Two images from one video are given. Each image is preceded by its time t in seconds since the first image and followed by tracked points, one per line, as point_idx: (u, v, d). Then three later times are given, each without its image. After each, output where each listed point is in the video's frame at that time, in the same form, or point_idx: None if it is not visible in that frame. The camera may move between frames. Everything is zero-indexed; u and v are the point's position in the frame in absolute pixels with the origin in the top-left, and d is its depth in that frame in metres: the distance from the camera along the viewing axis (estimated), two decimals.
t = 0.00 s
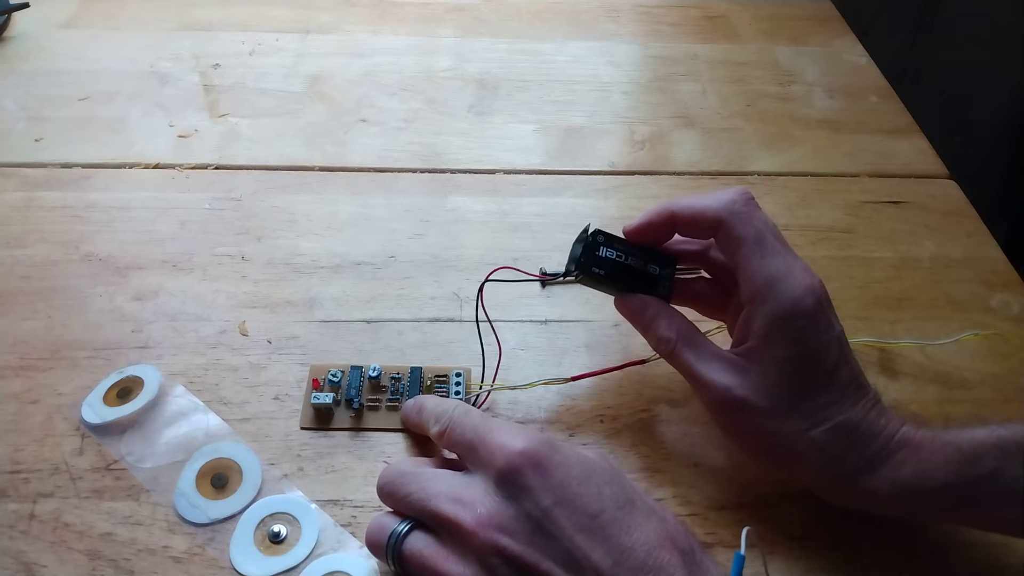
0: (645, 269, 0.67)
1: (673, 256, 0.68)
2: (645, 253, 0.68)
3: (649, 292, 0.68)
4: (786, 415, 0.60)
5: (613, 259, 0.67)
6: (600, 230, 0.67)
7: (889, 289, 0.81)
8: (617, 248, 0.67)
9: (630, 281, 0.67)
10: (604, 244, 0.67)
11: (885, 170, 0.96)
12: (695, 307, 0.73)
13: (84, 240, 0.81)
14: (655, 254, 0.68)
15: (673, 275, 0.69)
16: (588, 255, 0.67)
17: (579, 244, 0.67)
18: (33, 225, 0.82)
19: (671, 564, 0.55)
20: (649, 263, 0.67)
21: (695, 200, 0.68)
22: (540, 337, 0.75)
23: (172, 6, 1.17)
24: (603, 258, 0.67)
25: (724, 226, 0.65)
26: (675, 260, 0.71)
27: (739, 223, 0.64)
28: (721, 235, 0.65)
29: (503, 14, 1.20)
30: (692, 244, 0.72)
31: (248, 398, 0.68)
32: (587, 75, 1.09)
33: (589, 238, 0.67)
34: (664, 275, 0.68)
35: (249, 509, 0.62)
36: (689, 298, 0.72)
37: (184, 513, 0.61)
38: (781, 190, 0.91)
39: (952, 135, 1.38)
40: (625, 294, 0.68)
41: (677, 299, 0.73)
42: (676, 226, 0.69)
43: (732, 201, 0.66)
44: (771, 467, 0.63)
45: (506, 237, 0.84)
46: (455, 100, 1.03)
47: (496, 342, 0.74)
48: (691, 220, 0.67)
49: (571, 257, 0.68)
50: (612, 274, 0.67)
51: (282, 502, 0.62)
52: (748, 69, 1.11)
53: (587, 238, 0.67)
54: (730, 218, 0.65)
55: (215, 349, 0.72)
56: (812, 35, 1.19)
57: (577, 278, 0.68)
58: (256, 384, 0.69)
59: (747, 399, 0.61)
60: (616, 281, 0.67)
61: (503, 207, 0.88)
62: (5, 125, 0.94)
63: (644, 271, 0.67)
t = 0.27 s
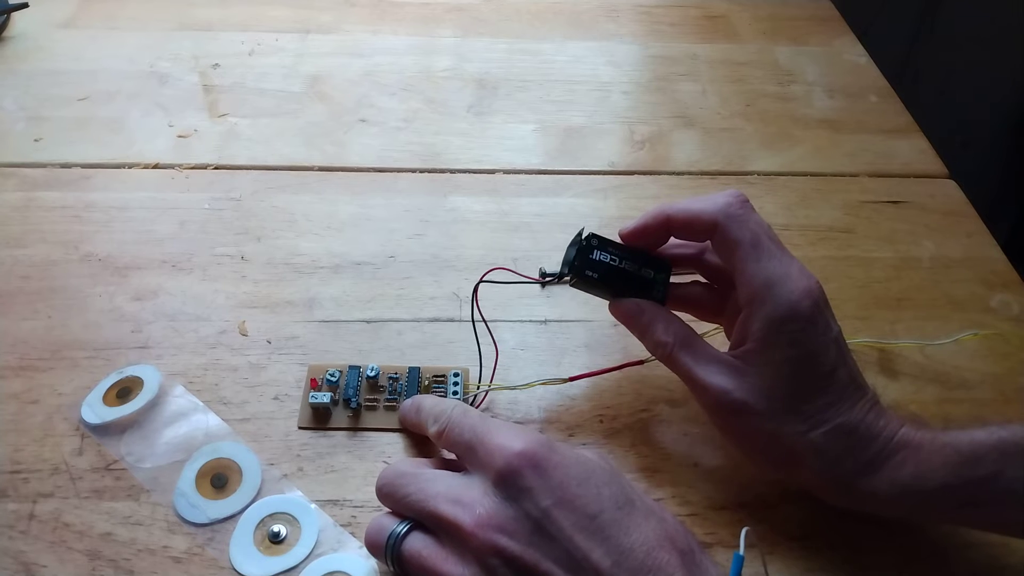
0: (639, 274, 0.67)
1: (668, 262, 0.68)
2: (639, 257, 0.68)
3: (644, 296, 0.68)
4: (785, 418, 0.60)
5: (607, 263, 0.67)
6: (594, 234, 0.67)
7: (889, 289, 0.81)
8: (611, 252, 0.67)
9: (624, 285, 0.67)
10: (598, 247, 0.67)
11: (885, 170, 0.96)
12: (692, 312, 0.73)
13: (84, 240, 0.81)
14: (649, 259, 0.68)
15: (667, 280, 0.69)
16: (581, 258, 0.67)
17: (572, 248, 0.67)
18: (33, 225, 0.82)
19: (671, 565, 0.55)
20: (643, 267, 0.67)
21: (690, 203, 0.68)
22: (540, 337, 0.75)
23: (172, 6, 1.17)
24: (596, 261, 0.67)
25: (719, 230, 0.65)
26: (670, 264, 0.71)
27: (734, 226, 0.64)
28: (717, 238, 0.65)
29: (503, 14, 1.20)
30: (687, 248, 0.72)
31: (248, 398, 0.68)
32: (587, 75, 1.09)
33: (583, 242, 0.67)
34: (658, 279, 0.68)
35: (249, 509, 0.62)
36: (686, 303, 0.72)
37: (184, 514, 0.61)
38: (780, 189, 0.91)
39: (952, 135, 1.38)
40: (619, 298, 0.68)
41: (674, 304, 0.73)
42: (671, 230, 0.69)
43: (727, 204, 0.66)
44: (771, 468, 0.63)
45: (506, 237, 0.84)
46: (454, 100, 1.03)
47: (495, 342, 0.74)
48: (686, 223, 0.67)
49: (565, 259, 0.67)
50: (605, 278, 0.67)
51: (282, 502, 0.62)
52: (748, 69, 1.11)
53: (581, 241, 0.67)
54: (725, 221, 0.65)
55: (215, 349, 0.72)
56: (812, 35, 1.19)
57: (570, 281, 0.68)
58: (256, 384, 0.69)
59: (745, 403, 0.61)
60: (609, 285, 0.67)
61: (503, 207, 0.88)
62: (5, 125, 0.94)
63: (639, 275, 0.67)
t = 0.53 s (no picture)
0: (634, 280, 0.67)
1: (663, 268, 0.68)
2: (633, 263, 0.68)
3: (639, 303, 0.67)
4: (784, 421, 0.60)
5: (602, 270, 0.66)
6: (589, 241, 0.67)
7: (889, 289, 0.81)
8: (606, 258, 0.67)
9: (618, 292, 0.67)
10: (593, 254, 0.67)
11: (885, 170, 0.96)
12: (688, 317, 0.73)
13: (84, 241, 0.81)
14: (644, 265, 0.68)
15: (662, 287, 0.68)
16: (576, 265, 0.66)
17: (567, 255, 0.67)
18: (33, 225, 0.82)
19: (670, 565, 0.55)
20: (638, 274, 0.67)
21: (684, 208, 0.68)
22: (540, 337, 0.75)
23: (172, 6, 1.17)
24: (591, 268, 0.66)
25: (714, 235, 0.65)
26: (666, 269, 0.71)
27: (729, 231, 0.64)
28: (712, 243, 0.65)
29: (503, 14, 1.20)
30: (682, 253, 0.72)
31: (248, 398, 0.68)
32: (587, 75, 1.09)
33: (578, 249, 0.67)
34: (653, 286, 0.68)
35: (249, 509, 0.62)
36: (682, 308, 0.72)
37: (184, 514, 0.61)
38: (780, 190, 0.91)
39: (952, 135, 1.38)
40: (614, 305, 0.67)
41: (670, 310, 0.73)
42: (666, 235, 0.69)
43: (722, 209, 0.66)
44: (770, 470, 0.63)
45: (506, 237, 0.84)
46: (455, 100, 1.03)
47: (495, 342, 0.74)
48: (681, 229, 0.67)
49: (559, 266, 0.67)
50: (599, 285, 0.66)
51: (282, 502, 0.62)
52: (748, 70, 1.11)
53: (575, 248, 0.67)
54: (720, 226, 0.65)
55: (215, 349, 0.72)
56: (812, 35, 1.19)
57: (565, 289, 0.68)
58: (256, 384, 0.69)
59: (743, 407, 0.61)
60: (604, 292, 0.67)
61: (503, 207, 0.88)
62: (5, 125, 0.94)
63: (633, 282, 0.67)
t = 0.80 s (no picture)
0: (633, 282, 0.67)
1: (663, 268, 0.68)
2: (632, 265, 0.67)
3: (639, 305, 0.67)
4: (783, 422, 0.60)
5: (600, 274, 0.66)
6: (587, 245, 0.67)
7: (889, 289, 0.81)
8: (604, 262, 0.67)
9: (617, 295, 0.67)
10: (591, 258, 0.67)
11: (885, 170, 0.96)
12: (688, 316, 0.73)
13: (84, 240, 0.81)
14: (644, 266, 0.68)
15: (662, 287, 0.68)
16: (574, 270, 0.67)
17: (565, 260, 0.67)
18: (33, 225, 0.82)
19: (670, 564, 0.55)
20: (637, 275, 0.67)
21: (683, 209, 0.68)
22: (540, 337, 0.75)
23: (172, 6, 1.17)
24: (589, 272, 0.66)
25: (714, 236, 0.65)
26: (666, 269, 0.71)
27: (728, 231, 0.64)
28: (712, 243, 0.65)
29: (503, 14, 1.20)
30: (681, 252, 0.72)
31: (248, 398, 0.68)
32: (587, 75, 1.09)
33: (576, 253, 0.67)
34: (653, 287, 0.67)
35: (250, 509, 0.62)
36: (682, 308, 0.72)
37: (184, 513, 0.61)
38: (781, 189, 0.91)
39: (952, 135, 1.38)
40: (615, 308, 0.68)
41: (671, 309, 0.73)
42: (665, 236, 0.69)
43: (721, 209, 0.66)
44: (770, 470, 0.63)
45: (506, 237, 0.84)
46: (455, 100, 1.03)
47: (495, 342, 0.74)
48: (680, 229, 0.67)
49: (558, 271, 0.67)
50: (598, 289, 0.67)
51: (282, 502, 0.62)
52: (748, 70, 1.11)
53: (573, 253, 0.67)
54: (719, 227, 0.65)
55: (215, 349, 0.72)
56: (812, 35, 1.19)
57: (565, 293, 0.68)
58: (256, 384, 0.69)
59: (743, 408, 0.61)
60: (603, 296, 0.67)
61: (503, 207, 0.88)
62: (5, 125, 0.94)
63: (633, 284, 0.67)
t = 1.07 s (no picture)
0: (632, 284, 0.67)
1: (663, 268, 0.68)
2: (631, 267, 0.68)
3: (638, 307, 0.67)
4: (782, 424, 0.60)
5: (598, 277, 0.67)
6: (585, 249, 0.68)
7: (889, 289, 0.81)
8: (602, 265, 0.67)
9: (616, 297, 0.67)
10: (588, 261, 0.67)
11: (885, 170, 0.96)
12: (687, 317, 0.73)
13: (84, 240, 0.81)
14: (643, 267, 0.68)
15: (662, 287, 0.68)
16: (572, 274, 0.67)
17: (563, 265, 0.68)
18: (33, 225, 0.82)
19: (670, 564, 0.55)
20: (636, 277, 0.67)
21: (681, 211, 0.68)
22: (540, 337, 0.75)
23: (172, 6, 1.17)
24: (587, 276, 0.67)
25: (711, 237, 0.65)
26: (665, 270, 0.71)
27: (726, 232, 0.64)
28: (710, 244, 0.65)
29: (503, 14, 1.20)
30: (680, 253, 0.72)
31: (248, 398, 0.68)
32: (587, 75, 1.09)
33: (574, 257, 0.67)
34: (652, 287, 0.67)
35: (250, 509, 0.62)
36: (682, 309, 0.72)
37: (184, 513, 0.61)
38: (781, 189, 0.91)
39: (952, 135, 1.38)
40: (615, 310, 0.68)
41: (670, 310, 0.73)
42: (663, 238, 0.69)
43: (718, 211, 0.66)
44: (770, 472, 0.62)
45: (506, 237, 0.84)
46: (455, 100, 1.03)
47: (495, 342, 0.74)
48: (678, 231, 0.67)
49: (556, 275, 0.68)
50: (597, 292, 0.67)
51: (281, 502, 0.62)
52: (748, 70, 1.11)
53: (571, 257, 0.67)
54: (717, 228, 0.65)
55: (215, 349, 0.72)
56: (812, 35, 1.19)
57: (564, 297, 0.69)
58: (256, 384, 0.69)
59: (741, 412, 0.61)
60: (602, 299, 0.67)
61: (503, 207, 0.88)
62: (5, 125, 0.94)
63: (631, 286, 0.67)
